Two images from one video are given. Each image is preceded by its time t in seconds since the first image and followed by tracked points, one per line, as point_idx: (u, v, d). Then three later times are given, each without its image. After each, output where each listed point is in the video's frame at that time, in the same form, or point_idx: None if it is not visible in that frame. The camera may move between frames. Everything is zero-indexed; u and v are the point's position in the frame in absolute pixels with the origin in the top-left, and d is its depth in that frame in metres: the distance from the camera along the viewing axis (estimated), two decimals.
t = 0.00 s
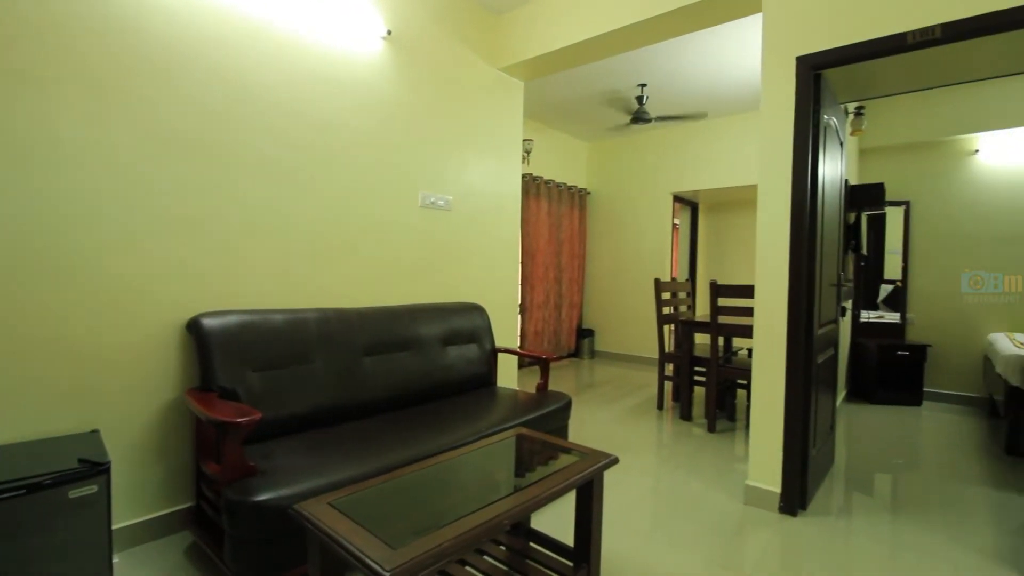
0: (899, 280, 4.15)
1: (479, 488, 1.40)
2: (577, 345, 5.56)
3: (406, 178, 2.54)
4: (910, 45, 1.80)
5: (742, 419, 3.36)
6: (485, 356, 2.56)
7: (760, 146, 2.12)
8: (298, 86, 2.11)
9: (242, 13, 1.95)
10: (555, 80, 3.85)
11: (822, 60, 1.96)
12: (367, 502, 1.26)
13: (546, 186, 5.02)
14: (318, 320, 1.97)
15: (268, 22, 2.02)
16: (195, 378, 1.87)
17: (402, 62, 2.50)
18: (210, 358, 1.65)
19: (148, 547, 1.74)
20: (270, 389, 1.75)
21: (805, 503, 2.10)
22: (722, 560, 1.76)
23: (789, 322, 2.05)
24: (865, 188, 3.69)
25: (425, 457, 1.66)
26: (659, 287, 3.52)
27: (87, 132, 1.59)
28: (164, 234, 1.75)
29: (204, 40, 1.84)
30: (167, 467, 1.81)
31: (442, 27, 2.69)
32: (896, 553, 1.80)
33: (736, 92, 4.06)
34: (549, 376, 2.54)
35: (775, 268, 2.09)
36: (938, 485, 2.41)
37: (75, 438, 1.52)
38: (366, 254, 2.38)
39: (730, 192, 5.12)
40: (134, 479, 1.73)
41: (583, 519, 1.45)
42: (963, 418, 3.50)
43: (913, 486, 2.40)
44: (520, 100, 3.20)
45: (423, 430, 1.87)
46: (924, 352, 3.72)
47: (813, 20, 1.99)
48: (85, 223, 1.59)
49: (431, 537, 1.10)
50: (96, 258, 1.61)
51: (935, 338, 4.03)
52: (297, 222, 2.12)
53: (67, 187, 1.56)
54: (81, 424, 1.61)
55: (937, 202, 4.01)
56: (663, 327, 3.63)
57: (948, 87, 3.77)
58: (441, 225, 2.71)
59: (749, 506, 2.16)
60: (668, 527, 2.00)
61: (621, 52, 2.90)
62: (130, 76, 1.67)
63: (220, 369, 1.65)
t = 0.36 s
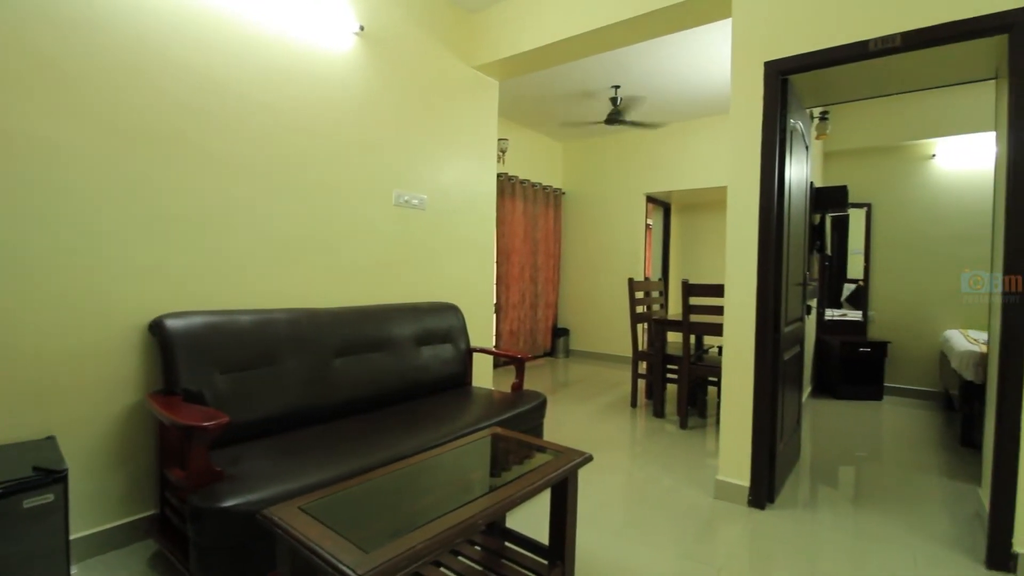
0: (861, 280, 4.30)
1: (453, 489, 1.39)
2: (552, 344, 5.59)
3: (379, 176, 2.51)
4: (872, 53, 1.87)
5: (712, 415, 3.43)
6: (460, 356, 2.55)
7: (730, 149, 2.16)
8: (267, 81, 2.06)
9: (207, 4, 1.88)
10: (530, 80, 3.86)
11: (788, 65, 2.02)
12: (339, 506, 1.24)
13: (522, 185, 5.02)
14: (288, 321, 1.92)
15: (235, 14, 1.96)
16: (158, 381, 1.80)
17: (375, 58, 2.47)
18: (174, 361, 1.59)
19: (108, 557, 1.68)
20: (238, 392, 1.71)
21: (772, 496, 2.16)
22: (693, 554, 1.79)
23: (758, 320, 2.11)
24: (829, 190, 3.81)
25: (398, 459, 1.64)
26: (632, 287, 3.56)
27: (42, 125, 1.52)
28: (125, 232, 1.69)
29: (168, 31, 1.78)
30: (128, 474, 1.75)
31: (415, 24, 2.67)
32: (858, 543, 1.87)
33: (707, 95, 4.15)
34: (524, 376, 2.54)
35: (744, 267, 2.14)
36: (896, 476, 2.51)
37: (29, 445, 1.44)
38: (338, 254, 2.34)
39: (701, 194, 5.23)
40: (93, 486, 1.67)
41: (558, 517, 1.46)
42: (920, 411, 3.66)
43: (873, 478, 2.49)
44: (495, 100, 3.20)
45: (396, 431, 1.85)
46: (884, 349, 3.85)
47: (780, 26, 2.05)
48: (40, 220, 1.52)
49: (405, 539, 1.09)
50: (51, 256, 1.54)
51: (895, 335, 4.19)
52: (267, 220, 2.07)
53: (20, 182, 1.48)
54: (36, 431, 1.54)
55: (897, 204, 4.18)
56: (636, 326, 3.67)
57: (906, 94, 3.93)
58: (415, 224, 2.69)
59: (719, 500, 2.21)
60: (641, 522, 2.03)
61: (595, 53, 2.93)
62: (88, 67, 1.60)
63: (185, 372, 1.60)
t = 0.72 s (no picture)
0: (825, 279, 4.43)
1: (427, 491, 1.38)
2: (528, 343, 5.60)
3: (352, 173, 2.47)
4: (835, 59, 1.93)
5: (684, 412, 3.50)
6: (434, 356, 2.53)
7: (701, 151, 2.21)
8: (234, 75, 2.00)
9: None
10: (505, 79, 3.86)
11: (756, 70, 2.08)
12: (308, 511, 1.22)
13: (497, 185, 5.02)
14: (256, 322, 1.88)
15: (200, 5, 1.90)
16: (119, 385, 1.74)
17: (347, 53, 2.43)
18: (135, 364, 1.54)
19: (65, 568, 1.61)
20: (203, 395, 1.66)
21: (741, 490, 2.21)
22: (665, 549, 1.82)
23: (727, 319, 2.16)
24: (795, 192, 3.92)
25: (370, 461, 1.62)
26: (606, 286, 3.59)
27: None
28: (83, 230, 1.61)
29: (128, 21, 1.71)
30: (86, 482, 1.67)
31: (389, 20, 2.63)
32: (822, 534, 1.93)
33: (679, 98, 4.22)
34: (499, 375, 2.54)
35: (713, 267, 2.19)
36: (858, 469, 2.60)
37: None
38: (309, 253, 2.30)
39: (673, 194, 5.31)
40: (48, 496, 1.59)
41: (532, 516, 1.46)
42: (880, 406, 3.80)
43: (837, 471, 2.58)
44: (469, 98, 3.19)
45: (368, 433, 1.82)
46: (847, 346, 3.99)
47: (749, 31, 2.10)
48: None
49: (376, 543, 1.07)
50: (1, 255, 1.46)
51: (857, 332, 4.35)
52: (234, 218, 2.01)
53: None
54: None
55: (858, 206, 4.33)
56: (611, 325, 3.71)
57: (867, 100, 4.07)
58: (388, 223, 2.66)
59: (690, 495, 2.25)
60: (615, 518, 2.05)
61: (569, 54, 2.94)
62: (41, 56, 1.53)
63: (146, 375, 1.54)
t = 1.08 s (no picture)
0: (793, 279, 4.56)
1: (401, 493, 1.37)
2: (504, 342, 5.60)
3: (324, 171, 2.43)
4: (802, 65, 1.98)
5: (657, 410, 3.55)
6: (409, 356, 2.51)
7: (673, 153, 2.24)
8: (202, 69, 1.94)
9: None
10: (479, 78, 3.84)
11: (726, 73, 2.12)
12: (279, 517, 1.19)
13: (472, 184, 5.00)
14: (224, 324, 1.82)
15: None
16: (77, 389, 1.66)
17: (319, 49, 2.38)
18: (94, 368, 1.47)
19: None
20: (167, 400, 1.60)
21: (713, 485, 2.26)
22: (639, 546, 1.84)
23: (699, 318, 2.20)
24: (764, 194, 4.02)
25: (343, 464, 1.59)
26: (581, 285, 3.62)
27: None
28: (39, 227, 1.54)
29: (88, 11, 1.64)
30: (42, 491, 1.60)
31: (362, 16, 2.60)
32: (790, 527, 1.99)
33: (652, 100, 4.29)
34: (474, 376, 2.53)
35: (686, 267, 2.23)
36: (823, 462, 2.68)
37: None
38: (280, 253, 2.25)
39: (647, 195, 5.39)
40: None
41: (507, 516, 1.46)
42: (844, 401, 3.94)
43: (803, 465, 2.66)
44: (444, 97, 3.17)
45: (341, 436, 1.79)
46: (813, 343, 4.11)
47: (719, 36, 2.14)
48: None
49: (348, 547, 1.05)
50: None
51: (822, 330, 4.49)
52: (201, 216, 1.95)
53: None
54: None
55: (823, 208, 4.47)
56: (586, 324, 3.74)
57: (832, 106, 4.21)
58: (362, 222, 2.63)
59: (664, 492, 2.28)
60: (589, 516, 2.07)
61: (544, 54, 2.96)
62: None
63: (106, 379, 1.48)
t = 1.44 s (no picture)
0: (762, 278, 4.67)
1: (376, 496, 1.35)
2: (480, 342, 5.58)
3: (295, 168, 2.38)
4: (771, 69, 2.03)
5: (632, 407, 3.60)
6: (384, 357, 2.48)
7: (648, 154, 2.27)
8: (167, 61, 1.88)
9: None
10: (455, 77, 3.82)
11: (699, 77, 2.16)
12: (248, 522, 1.16)
13: (448, 183, 4.97)
14: (190, 325, 1.77)
15: None
16: (33, 393, 1.59)
17: (290, 43, 2.33)
18: (50, 371, 1.41)
19: None
20: (130, 404, 1.55)
21: (686, 481, 2.30)
22: (615, 542, 1.86)
23: (673, 317, 2.23)
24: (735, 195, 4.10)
25: (315, 468, 1.56)
26: (557, 285, 3.63)
27: None
28: None
29: None
30: None
31: (334, 11, 2.55)
32: (760, 520, 2.04)
33: (626, 102, 4.35)
34: (450, 376, 2.52)
35: (659, 267, 2.26)
36: (791, 457, 2.76)
37: None
38: (251, 252, 2.20)
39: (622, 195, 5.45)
40: None
41: (483, 516, 1.46)
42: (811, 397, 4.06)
43: (772, 459, 2.73)
44: (419, 94, 3.14)
45: (313, 439, 1.76)
46: (782, 341, 4.23)
47: (692, 39, 2.18)
48: None
49: (321, 552, 1.03)
50: None
51: (790, 328, 4.62)
52: (167, 213, 1.89)
53: None
54: None
55: (791, 210, 4.60)
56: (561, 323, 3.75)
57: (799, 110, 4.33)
58: (335, 221, 2.58)
59: (638, 488, 2.31)
60: (565, 513, 2.08)
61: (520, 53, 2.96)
62: None
63: (64, 383, 1.42)
